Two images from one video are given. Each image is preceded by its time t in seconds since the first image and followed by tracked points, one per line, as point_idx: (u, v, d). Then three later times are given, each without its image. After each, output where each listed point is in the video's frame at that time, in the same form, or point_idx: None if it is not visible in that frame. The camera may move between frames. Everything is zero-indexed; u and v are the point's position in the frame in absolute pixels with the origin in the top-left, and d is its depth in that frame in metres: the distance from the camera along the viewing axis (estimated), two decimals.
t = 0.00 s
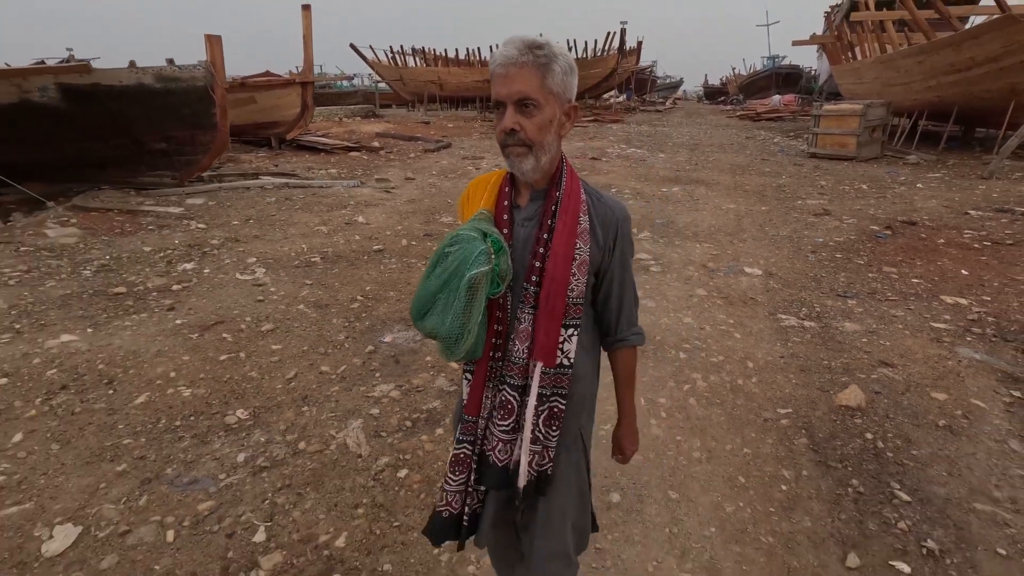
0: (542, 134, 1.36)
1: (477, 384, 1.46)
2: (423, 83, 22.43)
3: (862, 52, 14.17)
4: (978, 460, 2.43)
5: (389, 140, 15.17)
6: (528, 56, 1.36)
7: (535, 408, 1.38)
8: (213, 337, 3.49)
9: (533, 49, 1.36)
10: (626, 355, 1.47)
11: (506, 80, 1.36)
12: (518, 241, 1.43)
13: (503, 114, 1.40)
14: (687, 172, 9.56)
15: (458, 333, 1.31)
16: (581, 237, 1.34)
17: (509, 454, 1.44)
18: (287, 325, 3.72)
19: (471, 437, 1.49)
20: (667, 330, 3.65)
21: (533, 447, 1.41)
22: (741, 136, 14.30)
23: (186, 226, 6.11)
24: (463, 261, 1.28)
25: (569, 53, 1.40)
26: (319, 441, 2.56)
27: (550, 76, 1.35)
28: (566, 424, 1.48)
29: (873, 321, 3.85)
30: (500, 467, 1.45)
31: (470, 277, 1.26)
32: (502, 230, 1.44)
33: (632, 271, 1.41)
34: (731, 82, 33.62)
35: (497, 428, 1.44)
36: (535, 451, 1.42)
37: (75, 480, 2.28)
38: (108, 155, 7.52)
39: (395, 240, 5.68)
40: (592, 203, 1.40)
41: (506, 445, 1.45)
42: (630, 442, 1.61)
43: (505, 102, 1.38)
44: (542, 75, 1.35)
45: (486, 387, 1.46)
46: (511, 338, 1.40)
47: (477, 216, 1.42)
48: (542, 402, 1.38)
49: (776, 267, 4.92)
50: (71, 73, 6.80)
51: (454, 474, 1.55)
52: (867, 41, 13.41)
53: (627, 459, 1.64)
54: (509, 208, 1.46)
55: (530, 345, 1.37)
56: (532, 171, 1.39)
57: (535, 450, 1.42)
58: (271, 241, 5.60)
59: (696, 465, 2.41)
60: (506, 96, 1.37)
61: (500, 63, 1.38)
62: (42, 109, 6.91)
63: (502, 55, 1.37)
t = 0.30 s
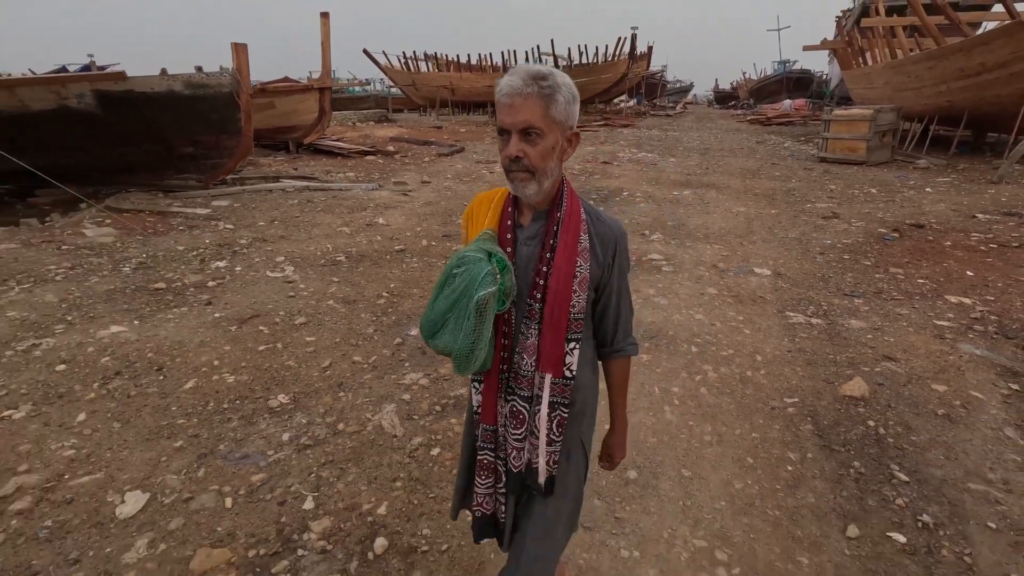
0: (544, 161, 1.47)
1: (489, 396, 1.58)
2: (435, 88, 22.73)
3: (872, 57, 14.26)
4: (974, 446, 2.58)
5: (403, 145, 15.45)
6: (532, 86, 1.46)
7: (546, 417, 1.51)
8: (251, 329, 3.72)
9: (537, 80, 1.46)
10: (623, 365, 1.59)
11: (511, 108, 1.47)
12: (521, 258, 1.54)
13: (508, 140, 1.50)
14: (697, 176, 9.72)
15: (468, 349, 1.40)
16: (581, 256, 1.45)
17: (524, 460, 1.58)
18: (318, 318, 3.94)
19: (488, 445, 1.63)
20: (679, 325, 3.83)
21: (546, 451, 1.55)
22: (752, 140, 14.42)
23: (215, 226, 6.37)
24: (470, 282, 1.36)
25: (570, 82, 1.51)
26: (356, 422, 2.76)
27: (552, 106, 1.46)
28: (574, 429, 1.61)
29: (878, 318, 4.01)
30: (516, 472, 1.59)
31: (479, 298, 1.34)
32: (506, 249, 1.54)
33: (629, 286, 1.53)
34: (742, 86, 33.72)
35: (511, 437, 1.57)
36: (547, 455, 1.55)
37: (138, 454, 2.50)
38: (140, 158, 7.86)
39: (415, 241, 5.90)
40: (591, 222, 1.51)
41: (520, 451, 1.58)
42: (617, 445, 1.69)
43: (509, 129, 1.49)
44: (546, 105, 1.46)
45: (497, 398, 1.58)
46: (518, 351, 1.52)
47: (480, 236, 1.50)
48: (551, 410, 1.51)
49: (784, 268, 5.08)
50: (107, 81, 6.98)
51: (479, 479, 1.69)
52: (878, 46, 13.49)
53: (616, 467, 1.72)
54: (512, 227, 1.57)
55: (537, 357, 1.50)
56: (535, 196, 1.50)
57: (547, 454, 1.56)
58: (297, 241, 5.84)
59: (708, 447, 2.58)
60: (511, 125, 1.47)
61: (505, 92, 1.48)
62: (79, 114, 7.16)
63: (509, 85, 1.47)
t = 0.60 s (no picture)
0: (548, 155, 1.39)
1: (485, 396, 1.52)
2: (445, 92, 22.99)
3: (881, 61, 14.33)
4: (972, 431, 2.72)
5: (415, 147, 15.69)
6: (538, 79, 1.38)
7: (538, 423, 1.42)
8: (282, 320, 3.91)
9: (543, 73, 1.38)
10: (628, 389, 1.38)
11: (515, 101, 1.39)
12: (522, 254, 1.47)
13: (509, 133, 1.43)
14: (706, 178, 9.87)
15: (455, 342, 1.36)
16: (582, 255, 1.34)
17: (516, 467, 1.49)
18: (344, 311, 4.13)
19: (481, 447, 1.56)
20: (690, 319, 3.99)
21: (537, 460, 1.46)
22: (760, 143, 14.54)
23: (238, 225, 6.59)
24: (463, 273, 1.34)
25: (580, 77, 1.42)
26: (386, 405, 2.94)
27: (558, 99, 1.37)
28: (571, 439, 1.51)
29: (882, 315, 4.14)
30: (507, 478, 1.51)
31: (469, 288, 1.31)
32: (508, 245, 1.49)
33: (638, 294, 1.38)
34: (750, 89, 33.79)
35: (504, 441, 1.49)
36: (539, 464, 1.46)
37: (186, 432, 2.69)
38: (165, 159, 8.12)
39: (432, 239, 6.08)
40: (597, 220, 1.40)
41: (512, 458, 1.49)
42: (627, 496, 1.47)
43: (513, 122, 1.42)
44: (551, 98, 1.37)
45: (493, 399, 1.52)
46: (515, 351, 1.44)
47: (483, 230, 1.48)
48: (546, 417, 1.42)
49: (792, 267, 5.22)
50: (135, 84, 7.24)
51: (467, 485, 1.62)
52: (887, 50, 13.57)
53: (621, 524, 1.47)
54: (515, 223, 1.51)
55: (533, 359, 1.41)
56: (538, 191, 1.42)
57: (539, 463, 1.46)
58: (318, 239, 6.04)
59: (719, 430, 2.74)
60: (515, 118, 1.40)
61: (510, 84, 1.41)
62: (107, 116, 7.40)
63: (515, 76, 1.40)
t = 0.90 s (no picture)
0: (547, 151, 1.38)
1: (490, 392, 1.49)
2: (456, 93, 23.25)
3: (892, 63, 14.38)
4: (969, 414, 2.87)
5: (428, 148, 15.93)
6: (535, 77, 1.38)
7: (545, 414, 1.39)
8: (311, 309, 4.12)
9: (539, 70, 1.38)
10: (612, 384, 1.32)
11: (513, 99, 1.39)
12: (526, 250, 1.46)
13: (510, 132, 1.43)
14: (716, 178, 10.01)
15: (463, 336, 1.35)
16: (585, 248, 1.34)
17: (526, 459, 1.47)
18: (369, 302, 4.33)
19: (488, 444, 1.51)
20: (700, 311, 4.16)
21: (547, 450, 1.44)
22: (770, 145, 14.64)
23: (261, 221, 6.83)
24: (469, 269, 1.35)
25: (577, 73, 1.41)
26: (414, 386, 3.13)
27: (555, 96, 1.36)
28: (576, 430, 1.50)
29: (888, 308, 4.28)
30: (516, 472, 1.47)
31: (473, 284, 1.32)
32: (512, 240, 1.49)
33: (637, 286, 1.35)
34: (761, 92, 33.79)
35: (512, 435, 1.45)
36: (549, 455, 1.44)
37: (230, 408, 2.90)
38: (189, 158, 8.38)
39: (449, 236, 6.28)
40: (598, 215, 1.39)
41: (521, 451, 1.47)
42: (575, 498, 1.36)
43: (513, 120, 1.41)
44: (548, 95, 1.37)
45: (499, 394, 1.48)
46: (521, 346, 1.42)
47: (488, 228, 1.49)
48: (552, 408, 1.39)
49: (800, 263, 5.37)
50: (163, 86, 7.51)
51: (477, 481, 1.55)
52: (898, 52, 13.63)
53: (557, 532, 1.35)
54: (519, 219, 1.51)
55: (539, 353, 1.39)
56: (539, 187, 1.41)
57: (549, 454, 1.45)
58: (339, 236, 6.26)
59: (728, 411, 2.91)
60: (514, 116, 1.40)
61: (508, 83, 1.41)
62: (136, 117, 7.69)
63: (511, 76, 1.39)
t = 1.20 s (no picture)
0: (537, 147, 1.38)
1: (484, 393, 1.49)
2: (469, 95, 23.47)
3: (906, 64, 14.38)
4: (975, 401, 2.99)
5: (443, 149, 16.15)
6: (521, 72, 1.37)
7: (540, 413, 1.41)
8: (340, 300, 4.31)
9: (526, 66, 1.36)
10: (614, 380, 1.39)
11: (501, 97, 1.38)
12: (517, 248, 1.46)
13: (499, 129, 1.42)
14: (728, 179, 10.12)
15: (452, 333, 1.36)
16: (577, 247, 1.36)
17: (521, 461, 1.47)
18: (395, 294, 4.51)
19: (484, 445, 1.52)
20: (714, 304, 4.30)
21: (541, 450, 1.45)
22: (783, 146, 14.69)
23: (286, 218, 7.06)
24: (459, 265, 1.37)
25: (565, 67, 1.40)
26: (442, 370, 3.31)
27: (542, 91, 1.35)
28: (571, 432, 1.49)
29: (898, 303, 4.39)
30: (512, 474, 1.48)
31: (463, 280, 1.33)
32: (503, 238, 1.48)
33: (630, 285, 1.38)
34: (774, 93, 33.71)
35: (507, 436, 1.46)
36: (544, 454, 1.45)
37: (271, 388, 3.09)
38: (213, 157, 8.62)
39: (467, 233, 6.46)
40: (591, 214, 1.40)
41: (517, 452, 1.47)
42: (603, 485, 1.50)
43: (502, 117, 1.41)
44: (535, 90, 1.36)
45: (492, 396, 1.49)
46: (513, 345, 1.43)
47: (478, 226, 1.48)
48: (547, 408, 1.40)
49: (812, 260, 5.48)
50: (192, 88, 7.77)
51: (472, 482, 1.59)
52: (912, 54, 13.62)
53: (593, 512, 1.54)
54: (511, 217, 1.50)
55: (532, 352, 1.40)
56: (531, 184, 1.41)
57: (544, 453, 1.46)
58: (362, 232, 6.46)
59: (741, 395, 3.05)
60: (502, 113, 1.39)
61: (495, 80, 1.40)
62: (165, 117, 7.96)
63: (498, 73, 1.39)
